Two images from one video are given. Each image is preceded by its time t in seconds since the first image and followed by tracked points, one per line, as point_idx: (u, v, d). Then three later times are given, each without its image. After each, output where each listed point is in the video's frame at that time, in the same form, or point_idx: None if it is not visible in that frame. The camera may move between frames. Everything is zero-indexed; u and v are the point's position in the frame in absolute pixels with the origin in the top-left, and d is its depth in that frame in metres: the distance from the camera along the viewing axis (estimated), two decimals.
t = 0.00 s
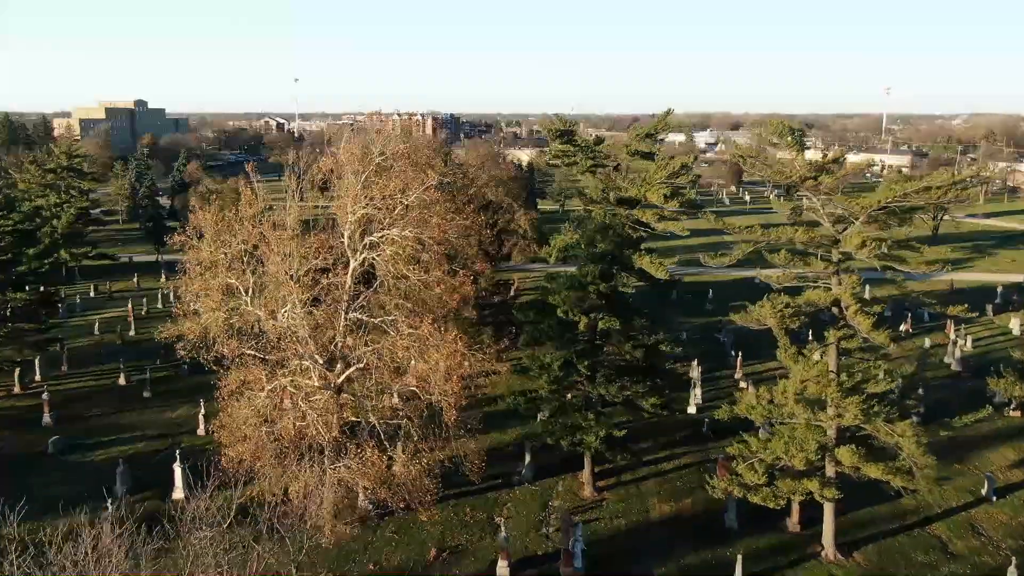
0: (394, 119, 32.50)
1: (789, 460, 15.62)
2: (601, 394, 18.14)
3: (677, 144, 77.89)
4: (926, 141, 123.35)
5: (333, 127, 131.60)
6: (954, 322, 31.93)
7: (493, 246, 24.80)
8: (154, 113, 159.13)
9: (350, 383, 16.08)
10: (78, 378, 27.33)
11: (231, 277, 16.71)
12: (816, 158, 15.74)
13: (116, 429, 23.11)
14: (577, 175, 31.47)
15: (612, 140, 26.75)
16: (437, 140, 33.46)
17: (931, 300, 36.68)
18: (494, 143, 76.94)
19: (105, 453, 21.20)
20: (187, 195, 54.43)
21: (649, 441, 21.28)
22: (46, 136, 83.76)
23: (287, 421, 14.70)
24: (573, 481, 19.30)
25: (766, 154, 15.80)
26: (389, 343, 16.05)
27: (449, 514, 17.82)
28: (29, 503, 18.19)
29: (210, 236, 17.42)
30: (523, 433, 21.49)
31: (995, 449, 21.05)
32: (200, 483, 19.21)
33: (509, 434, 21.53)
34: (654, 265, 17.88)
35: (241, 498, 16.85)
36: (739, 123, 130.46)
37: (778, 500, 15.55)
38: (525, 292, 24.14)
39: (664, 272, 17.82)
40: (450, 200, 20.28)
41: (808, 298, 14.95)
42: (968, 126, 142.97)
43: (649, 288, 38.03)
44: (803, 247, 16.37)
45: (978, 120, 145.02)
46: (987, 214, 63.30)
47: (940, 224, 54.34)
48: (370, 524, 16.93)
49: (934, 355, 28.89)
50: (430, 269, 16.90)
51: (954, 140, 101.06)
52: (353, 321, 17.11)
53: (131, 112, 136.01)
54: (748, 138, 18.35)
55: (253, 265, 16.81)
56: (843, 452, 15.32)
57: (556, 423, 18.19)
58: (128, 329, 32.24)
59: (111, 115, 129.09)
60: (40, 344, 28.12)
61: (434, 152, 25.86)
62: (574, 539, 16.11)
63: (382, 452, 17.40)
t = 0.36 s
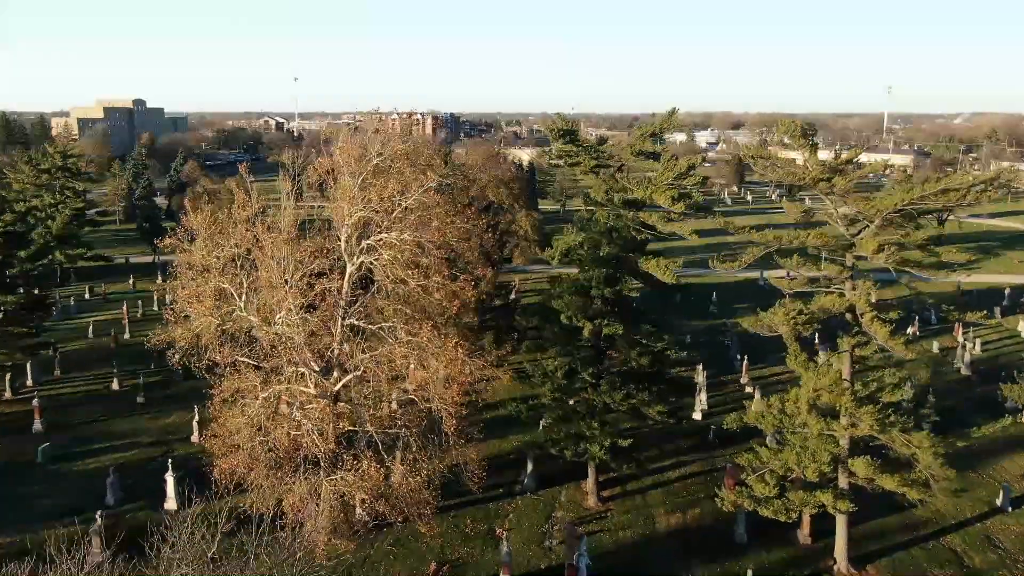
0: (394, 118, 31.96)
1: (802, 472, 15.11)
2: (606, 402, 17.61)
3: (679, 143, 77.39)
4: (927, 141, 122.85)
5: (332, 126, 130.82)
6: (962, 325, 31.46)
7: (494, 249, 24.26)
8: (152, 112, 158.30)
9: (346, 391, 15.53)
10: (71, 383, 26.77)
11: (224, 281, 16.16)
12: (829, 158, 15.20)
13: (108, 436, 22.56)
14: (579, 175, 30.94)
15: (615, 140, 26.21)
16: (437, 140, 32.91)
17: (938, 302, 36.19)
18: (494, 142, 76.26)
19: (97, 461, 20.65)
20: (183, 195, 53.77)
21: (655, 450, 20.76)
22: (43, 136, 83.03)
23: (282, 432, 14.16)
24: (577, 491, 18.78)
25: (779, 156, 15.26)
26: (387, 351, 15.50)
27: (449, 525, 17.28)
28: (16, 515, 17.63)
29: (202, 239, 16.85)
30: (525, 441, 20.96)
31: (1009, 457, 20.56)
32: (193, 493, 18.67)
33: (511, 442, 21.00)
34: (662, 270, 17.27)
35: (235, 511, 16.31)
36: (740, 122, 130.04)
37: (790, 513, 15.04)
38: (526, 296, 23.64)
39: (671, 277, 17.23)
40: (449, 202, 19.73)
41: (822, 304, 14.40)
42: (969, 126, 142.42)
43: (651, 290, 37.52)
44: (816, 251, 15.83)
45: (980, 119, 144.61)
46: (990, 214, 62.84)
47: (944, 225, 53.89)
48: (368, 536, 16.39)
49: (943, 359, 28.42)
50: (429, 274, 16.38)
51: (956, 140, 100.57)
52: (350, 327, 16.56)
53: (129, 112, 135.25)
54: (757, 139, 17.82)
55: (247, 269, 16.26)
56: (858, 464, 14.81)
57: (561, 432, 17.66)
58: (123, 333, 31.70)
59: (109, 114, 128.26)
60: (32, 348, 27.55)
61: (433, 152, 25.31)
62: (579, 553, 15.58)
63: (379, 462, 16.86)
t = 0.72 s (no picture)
0: (393, 118, 31.39)
1: (814, 485, 14.56)
2: (611, 411, 17.06)
3: (681, 142, 76.82)
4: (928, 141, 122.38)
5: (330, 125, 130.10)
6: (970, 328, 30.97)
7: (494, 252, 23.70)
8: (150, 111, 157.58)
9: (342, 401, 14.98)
10: (62, 388, 26.19)
11: (216, 287, 15.60)
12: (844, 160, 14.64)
13: (99, 443, 22.00)
14: (581, 176, 30.41)
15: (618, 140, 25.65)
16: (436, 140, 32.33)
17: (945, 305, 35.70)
18: (494, 141, 75.61)
19: (87, 471, 20.10)
20: (180, 196, 53.14)
21: (660, 459, 20.23)
22: (39, 135, 82.33)
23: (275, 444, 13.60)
24: (580, 502, 18.24)
25: (791, 157, 14.69)
26: (384, 360, 14.95)
27: (449, 538, 16.72)
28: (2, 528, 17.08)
29: (192, 244, 16.30)
30: (527, 450, 20.40)
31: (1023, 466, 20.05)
32: (185, 504, 18.11)
33: (513, 451, 20.44)
34: (670, 275, 16.68)
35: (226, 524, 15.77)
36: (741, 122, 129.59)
37: (803, 527, 14.50)
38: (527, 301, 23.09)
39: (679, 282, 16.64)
40: (448, 205, 19.17)
41: (837, 311, 13.84)
42: (971, 126, 141.84)
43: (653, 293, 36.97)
44: (829, 256, 15.26)
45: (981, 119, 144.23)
46: (994, 215, 62.35)
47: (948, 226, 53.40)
48: (365, 550, 15.84)
49: (952, 364, 27.91)
50: (428, 279, 15.83)
51: (958, 140, 100.08)
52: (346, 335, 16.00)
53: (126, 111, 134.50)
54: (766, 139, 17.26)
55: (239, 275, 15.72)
56: (872, 476, 14.28)
57: (565, 442, 17.10)
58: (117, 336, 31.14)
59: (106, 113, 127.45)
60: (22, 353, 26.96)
61: (432, 153, 24.73)
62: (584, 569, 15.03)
63: (376, 473, 16.31)
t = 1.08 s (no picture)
0: (392, 117, 30.76)
1: (830, 501, 13.96)
2: (616, 422, 16.46)
3: (682, 142, 76.17)
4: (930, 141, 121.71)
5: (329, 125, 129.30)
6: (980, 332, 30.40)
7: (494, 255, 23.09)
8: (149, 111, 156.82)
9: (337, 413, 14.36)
10: (53, 395, 25.56)
11: (205, 294, 14.97)
12: (860, 161, 14.02)
13: (88, 452, 21.39)
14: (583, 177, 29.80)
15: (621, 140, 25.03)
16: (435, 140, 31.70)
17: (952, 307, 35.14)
18: (493, 141, 74.90)
19: (76, 481, 19.49)
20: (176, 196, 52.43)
21: (666, 469, 19.64)
22: (35, 134, 81.62)
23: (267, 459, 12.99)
24: (585, 515, 17.63)
25: (805, 159, 14.08)
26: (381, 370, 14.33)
27: (449, 554, 16.09)
28: None
29: (181, 249, 15.68)
30: (529, 460, 19.79)
31: None
32: (175, 518, 17.49)
33: (514, 461, 19.83)
34: (677, 281, 16.08)
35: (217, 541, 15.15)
36: (742, 122, 128.98)
37: (817, 545, 13.90)
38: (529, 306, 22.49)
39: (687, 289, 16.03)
40: (447, 207, 18.54)
41: (854, 320, 13.24)
42: (973, 125, 141.18)
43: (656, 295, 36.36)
44: (843, 262, 14.65)
45: (984, 119, 143.64)
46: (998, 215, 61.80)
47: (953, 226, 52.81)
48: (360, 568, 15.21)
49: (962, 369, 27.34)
50: (426, 286, 15.21)
51: (960, 140, 99.47)
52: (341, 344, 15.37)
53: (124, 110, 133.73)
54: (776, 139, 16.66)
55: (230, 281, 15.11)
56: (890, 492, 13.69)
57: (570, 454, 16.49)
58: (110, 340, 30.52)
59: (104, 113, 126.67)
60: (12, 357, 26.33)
61: (430, 154, 24.09)
62: None
63: (373, 487, 15.70)
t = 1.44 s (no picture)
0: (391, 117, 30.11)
1: (847, 518, 13.35)
2: (622, 434, 15.84)
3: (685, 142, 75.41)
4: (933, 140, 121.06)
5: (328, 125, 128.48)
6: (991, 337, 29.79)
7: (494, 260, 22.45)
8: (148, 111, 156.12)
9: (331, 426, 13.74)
10: (43, 401, 24.94)
11: (193, 302, 14.33)
12: (879, 164, 13.38)
13: (78, 461, 20.78)
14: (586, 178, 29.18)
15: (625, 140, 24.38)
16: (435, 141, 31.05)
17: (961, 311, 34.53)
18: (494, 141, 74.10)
19: (63, 493, 18.87)
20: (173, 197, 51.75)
21: (672, 481, 19.02)
22: (32, 134, 80.92)
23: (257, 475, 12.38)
24: (589, 529, 17.02)
25: (821, 160, 13.44)
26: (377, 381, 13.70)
27: (448, 571, 15.47)
28: None
29: (169, 254, 15.05)
30: (531, 471, 19.16)
31: None
32: (165, 533, 16.87)
33: (516, 472, 19.20)
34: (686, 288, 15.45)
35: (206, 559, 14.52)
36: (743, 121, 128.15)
37: (833, 563, 13.29)
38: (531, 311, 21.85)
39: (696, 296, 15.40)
40: (446, 211, 17.91)
41: (873, 331, 12.62)
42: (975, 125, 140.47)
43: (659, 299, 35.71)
44: (861, 269, 14.02)
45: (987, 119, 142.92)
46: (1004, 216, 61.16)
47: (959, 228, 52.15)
48: None
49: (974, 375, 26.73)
50: (424, 293, 14.57)
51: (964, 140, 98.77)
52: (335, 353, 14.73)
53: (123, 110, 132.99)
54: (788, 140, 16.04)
55: (220, 288, 14.48)
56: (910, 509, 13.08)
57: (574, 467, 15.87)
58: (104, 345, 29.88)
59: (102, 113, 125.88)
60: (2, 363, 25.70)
61: (429, 155, 23.42)
62: None
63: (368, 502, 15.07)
